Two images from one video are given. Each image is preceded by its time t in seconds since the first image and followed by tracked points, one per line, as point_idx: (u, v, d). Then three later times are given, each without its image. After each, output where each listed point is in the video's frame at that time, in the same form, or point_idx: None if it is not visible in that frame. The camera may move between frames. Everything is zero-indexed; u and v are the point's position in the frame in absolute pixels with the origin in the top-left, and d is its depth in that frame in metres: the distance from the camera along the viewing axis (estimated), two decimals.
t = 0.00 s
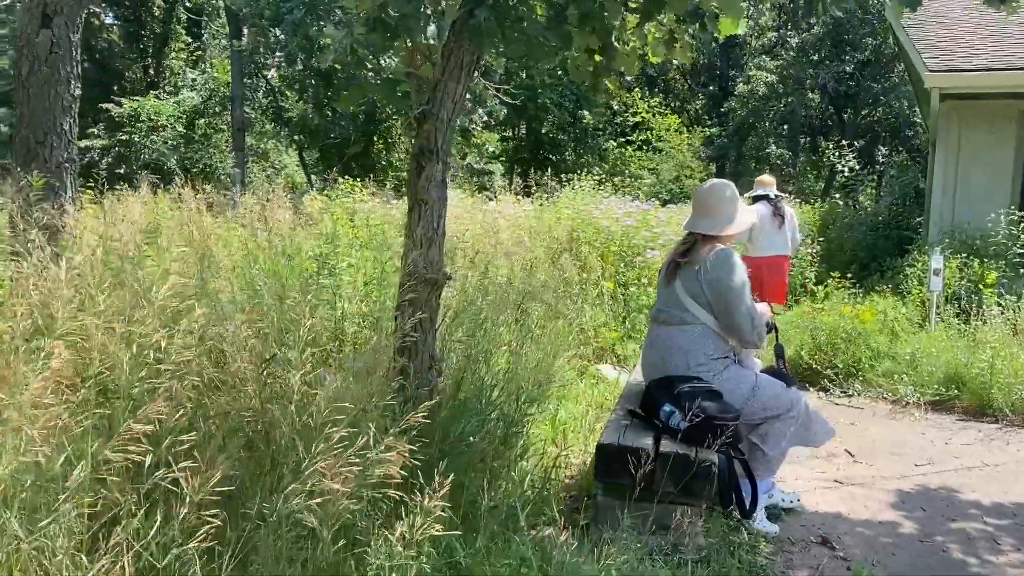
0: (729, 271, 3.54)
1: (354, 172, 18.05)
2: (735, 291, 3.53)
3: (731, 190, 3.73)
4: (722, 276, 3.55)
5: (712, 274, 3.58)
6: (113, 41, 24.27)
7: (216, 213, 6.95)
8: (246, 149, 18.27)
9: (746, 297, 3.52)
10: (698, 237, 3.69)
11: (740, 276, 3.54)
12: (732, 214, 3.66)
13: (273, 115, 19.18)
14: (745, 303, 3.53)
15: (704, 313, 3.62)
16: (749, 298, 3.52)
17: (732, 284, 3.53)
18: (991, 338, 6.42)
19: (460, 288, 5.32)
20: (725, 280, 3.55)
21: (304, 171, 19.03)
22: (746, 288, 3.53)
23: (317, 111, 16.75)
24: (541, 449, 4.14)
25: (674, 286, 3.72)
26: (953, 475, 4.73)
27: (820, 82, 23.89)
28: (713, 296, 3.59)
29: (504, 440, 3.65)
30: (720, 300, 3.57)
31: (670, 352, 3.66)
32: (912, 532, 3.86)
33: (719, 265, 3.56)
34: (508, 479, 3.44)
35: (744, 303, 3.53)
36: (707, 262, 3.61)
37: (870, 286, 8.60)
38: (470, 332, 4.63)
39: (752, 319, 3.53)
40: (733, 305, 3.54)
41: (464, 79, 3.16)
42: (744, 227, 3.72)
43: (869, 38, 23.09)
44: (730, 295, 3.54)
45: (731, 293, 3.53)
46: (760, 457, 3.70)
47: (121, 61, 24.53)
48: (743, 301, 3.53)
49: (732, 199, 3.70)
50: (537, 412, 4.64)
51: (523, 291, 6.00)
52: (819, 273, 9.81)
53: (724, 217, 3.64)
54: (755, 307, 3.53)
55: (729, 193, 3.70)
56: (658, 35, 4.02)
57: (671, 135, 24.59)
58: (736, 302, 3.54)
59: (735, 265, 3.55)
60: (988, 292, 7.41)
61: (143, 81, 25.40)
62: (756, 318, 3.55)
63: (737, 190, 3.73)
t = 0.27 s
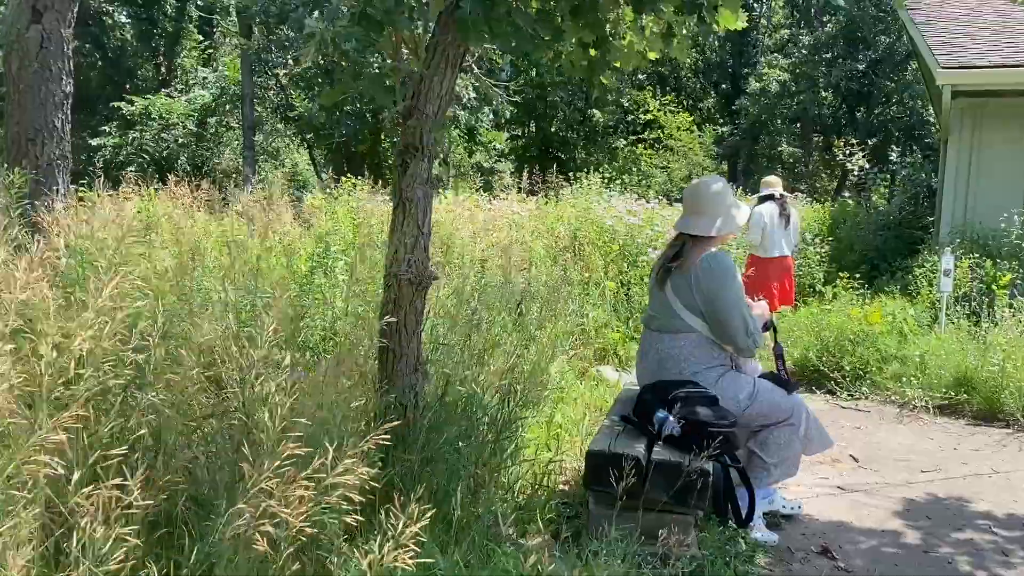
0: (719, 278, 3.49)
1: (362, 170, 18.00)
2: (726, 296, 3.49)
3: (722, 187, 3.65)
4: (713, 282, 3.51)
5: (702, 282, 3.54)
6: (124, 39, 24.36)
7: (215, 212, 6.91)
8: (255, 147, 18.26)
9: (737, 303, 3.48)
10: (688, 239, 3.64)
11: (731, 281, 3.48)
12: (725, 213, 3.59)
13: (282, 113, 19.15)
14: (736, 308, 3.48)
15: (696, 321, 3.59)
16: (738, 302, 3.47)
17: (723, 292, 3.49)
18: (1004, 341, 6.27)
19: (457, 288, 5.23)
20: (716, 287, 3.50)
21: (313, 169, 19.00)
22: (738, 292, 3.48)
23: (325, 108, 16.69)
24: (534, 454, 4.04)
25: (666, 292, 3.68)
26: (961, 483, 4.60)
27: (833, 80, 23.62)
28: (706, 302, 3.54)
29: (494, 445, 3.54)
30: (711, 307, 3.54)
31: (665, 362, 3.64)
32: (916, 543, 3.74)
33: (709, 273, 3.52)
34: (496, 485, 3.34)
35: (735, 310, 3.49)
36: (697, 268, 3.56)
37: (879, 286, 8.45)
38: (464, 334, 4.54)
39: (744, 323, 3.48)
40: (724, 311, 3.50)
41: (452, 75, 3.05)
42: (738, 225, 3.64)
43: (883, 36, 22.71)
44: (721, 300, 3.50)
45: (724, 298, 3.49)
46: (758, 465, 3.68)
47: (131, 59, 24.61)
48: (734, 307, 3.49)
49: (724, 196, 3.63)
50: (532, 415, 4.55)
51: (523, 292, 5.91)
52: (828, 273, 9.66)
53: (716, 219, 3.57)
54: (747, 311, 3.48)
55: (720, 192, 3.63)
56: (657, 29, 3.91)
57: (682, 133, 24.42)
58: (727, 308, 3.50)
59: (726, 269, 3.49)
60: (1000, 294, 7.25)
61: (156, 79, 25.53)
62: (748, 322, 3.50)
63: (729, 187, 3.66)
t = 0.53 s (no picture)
0: (715, 293, 3.43)
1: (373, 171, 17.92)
2: (723, 312, 3.43)
3: (713, 199, 3.60)
4: (707, 297, 3.44)
5: (697, 297, 3.47)
6: (139, 40, 24.49)
7: (216, 217, 6.85)
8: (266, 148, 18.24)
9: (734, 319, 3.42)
10: (677, 254, 3.56)
11: (727, 296, 3.43)
12: (717, 226, 3.53)
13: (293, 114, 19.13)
14: (733, 324, 3.42)
15: (691, 338, 3.52)
16: (734, 317, 3.42)
17: (719, 308, 3.43)
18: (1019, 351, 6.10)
19: (453, 297, 5.14)
20: (713, 303, 3.44)
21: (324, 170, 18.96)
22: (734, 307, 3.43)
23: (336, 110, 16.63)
24: (527, 469, 3.93)
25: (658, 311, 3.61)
26: (971, 499, 4.45)
27: (850, 79, 23.32)
28: (700, 319, 3.48)
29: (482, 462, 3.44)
30: (707, 323, 3.47)
31: (660, 382, 3.57)
32: (921, 564, 3.60)
33: (705, 288, 3.45)
34: (481, 505, 3.23)
35: (732, 326, 3.43)
36: (691, 284, 3.50)
37: (892, 292, 8.28)
38: (459, 344, 4.45)
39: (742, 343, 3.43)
40: (720, 327, 3.44)
41: (435, 83, 2.97)
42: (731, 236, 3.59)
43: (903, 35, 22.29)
44: (717, 316, 3.43)
45: (720, 314, 3.43)
46: (755, 485, 3.61)
47: (144, 59, 24.76)
48: (731, 323, 3.43)
49: (715, 209, 3.57)
50: (527, 428, 4.45)
51: (523, 300, 5.82)
52: (840, 278, 9.50)
53: (708, 232, 3.51)
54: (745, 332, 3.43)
55: (711, 205, 3.57)
56: (654, 32, 3.80)
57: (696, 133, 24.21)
58: (723, 324, 3.44)
59: (720, 284, 3.44)
60: (1015, 301, 7.07)
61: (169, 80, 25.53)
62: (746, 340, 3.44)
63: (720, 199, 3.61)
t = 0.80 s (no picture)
0: (715, 296, 3.35)
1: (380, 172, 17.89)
2: (724, 314, 3.34)
3: (707, 203, 3.53)
4: (706, 301, 3.36)
5: (696, 301, 3.38)
6: (149, 40, 24.53)
7: (214, 220, 6.79)
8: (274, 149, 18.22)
9: (735, 320, 3.33)
10: (672, 259, 3.48)
11: (726, 298, 3.35)
12: (713, 230, 3.46)
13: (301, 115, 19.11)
14: (735, 324, 3.33)
15: (689, 343, 3.42)
16: (736, 319, 3.33)
17: (720, 310, 3.34)
18: None
19: (449, 300, 5.06)
20: (712, 306, 3.34)
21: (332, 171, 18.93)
22: (735, 308, 3.35)
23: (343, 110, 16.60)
24: (520, 478, 3.83)
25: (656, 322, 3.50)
26: (978, 509, 4.34)
27: (861, 80, 23.15)
28: (699, 323, 3.38)
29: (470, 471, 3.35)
30: (707, 326, 3.38)
31: (656, 390, 3.46)
32: None
33: (704, 292, 3.37)
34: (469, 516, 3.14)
35: (734, 327, 3.34)
36: (689, 289, 3.41)
37: (900, 296, 8.15)
38: (452, 349, 4.36)
39: (745, 343, 3.34)
40: (722, 328, 3.35)
41: (420, 80, 2.89)
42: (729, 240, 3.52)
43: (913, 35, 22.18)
44: (718, 319, 3.34)
45: (720, 317, 3.34)
46: (753, 496, 3.51)
47: (154, 60, 24.76)
48: (732, 325, 3.34)
49: (711, 212, 3.50)
50: (522, 434, 4.36)
51: (521, 304, 5.73)
52: (848, 281, 9.36)
53: (705, 236, 3.43)
54: (747, 330, 3.34)
55: (706, 208, 3.50)
56: (652, 29, 3.69)
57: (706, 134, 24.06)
58: (724, 327, 3.35)
59: (719, 286, 3.36)
60: None
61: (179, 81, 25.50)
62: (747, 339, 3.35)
63: (715, 203, 3.54)
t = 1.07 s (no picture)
0: (713, 295, 3.27)
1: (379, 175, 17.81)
2: (723, 312, 3.26)
3: (697, 201, 3.43)
4: (703, 300, 3.27)
5: (694, 302, 3.29)
6: (150, 44, 24.28)
7: (205, 224, 6.69)
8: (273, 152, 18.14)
9: (736, 317, 3.26)
10: (663, 262, 3.37)
11: (725, 294, 3.27)
12: (707, 230, 3.37)
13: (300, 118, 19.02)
14: (736, 320, 3.26)
15: (687, 344, 3.34)
16: (738, 314, 3.26)
17: (720, 308, 3.26)
18: None
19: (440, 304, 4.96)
20: (713, 305, 3.26)
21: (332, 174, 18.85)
22: (735, 306, 3.27)
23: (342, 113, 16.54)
24: (508, 487, 3.74)
25: (648, 326, 3.40)
26: (979, 518, 4.23)
27: (863, 83, 23.06)
28: (697, 323, 3.30)
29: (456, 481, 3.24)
30: (706, 327, 3.30)
31: (652, 395, 3.37)
32: None
33: (701, 291, 3.28)
34: (453, 528, 3.03)
35: (735, 324, 3.27)
36: (684, 290, 3.31)
37: (901, 299, 8.05)
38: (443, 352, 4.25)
39: (751, 337, 3.26)
40: (722, 326, 3.28)
41: (402, 78, 2.81)
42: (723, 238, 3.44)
43: (915, 39, 22.13)
44: (717, 317, 3.27)
45: (720, 315, 3.26)
46: (744, 509, 3.41)
47: (157, 64, 24.41)
48: (733, 322, 3.27)
49: (703, 211, 3.40)
50: (512, 441, 4.26)
51: (515, 307, 5.63)
52: (847, 285, 9.27)
53: (699, 236, 3.34)
54: (751, 321, 3.25)
55: (697, 207, 3.40)
56: (643, 27, 3.61)
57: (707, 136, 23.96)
58: (724, 324, 3.28)
59: (717, 284, 3.28)
60: None
61: (181, 85, 24.82)
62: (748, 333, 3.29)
63: (705, 200, 3.45)
